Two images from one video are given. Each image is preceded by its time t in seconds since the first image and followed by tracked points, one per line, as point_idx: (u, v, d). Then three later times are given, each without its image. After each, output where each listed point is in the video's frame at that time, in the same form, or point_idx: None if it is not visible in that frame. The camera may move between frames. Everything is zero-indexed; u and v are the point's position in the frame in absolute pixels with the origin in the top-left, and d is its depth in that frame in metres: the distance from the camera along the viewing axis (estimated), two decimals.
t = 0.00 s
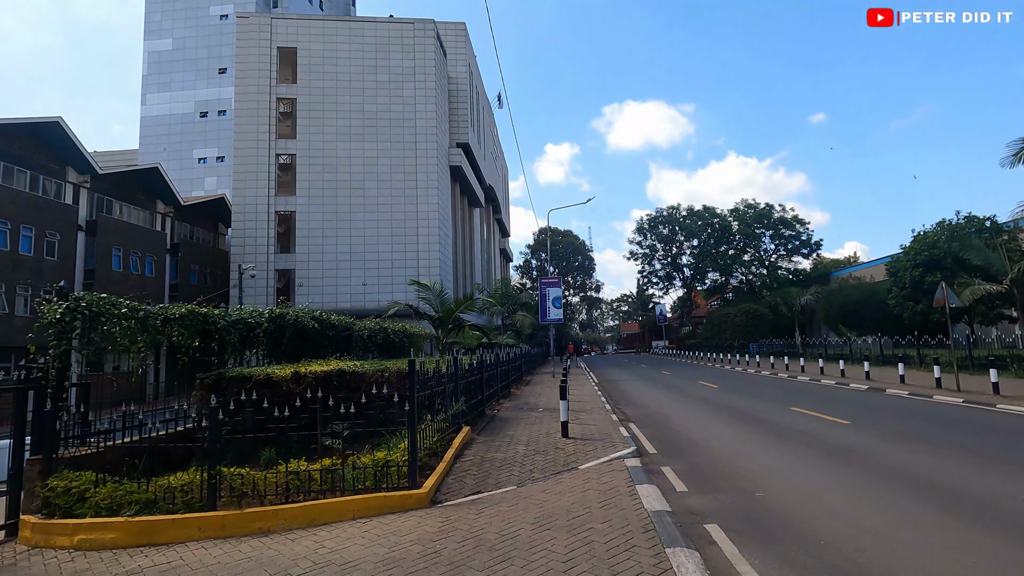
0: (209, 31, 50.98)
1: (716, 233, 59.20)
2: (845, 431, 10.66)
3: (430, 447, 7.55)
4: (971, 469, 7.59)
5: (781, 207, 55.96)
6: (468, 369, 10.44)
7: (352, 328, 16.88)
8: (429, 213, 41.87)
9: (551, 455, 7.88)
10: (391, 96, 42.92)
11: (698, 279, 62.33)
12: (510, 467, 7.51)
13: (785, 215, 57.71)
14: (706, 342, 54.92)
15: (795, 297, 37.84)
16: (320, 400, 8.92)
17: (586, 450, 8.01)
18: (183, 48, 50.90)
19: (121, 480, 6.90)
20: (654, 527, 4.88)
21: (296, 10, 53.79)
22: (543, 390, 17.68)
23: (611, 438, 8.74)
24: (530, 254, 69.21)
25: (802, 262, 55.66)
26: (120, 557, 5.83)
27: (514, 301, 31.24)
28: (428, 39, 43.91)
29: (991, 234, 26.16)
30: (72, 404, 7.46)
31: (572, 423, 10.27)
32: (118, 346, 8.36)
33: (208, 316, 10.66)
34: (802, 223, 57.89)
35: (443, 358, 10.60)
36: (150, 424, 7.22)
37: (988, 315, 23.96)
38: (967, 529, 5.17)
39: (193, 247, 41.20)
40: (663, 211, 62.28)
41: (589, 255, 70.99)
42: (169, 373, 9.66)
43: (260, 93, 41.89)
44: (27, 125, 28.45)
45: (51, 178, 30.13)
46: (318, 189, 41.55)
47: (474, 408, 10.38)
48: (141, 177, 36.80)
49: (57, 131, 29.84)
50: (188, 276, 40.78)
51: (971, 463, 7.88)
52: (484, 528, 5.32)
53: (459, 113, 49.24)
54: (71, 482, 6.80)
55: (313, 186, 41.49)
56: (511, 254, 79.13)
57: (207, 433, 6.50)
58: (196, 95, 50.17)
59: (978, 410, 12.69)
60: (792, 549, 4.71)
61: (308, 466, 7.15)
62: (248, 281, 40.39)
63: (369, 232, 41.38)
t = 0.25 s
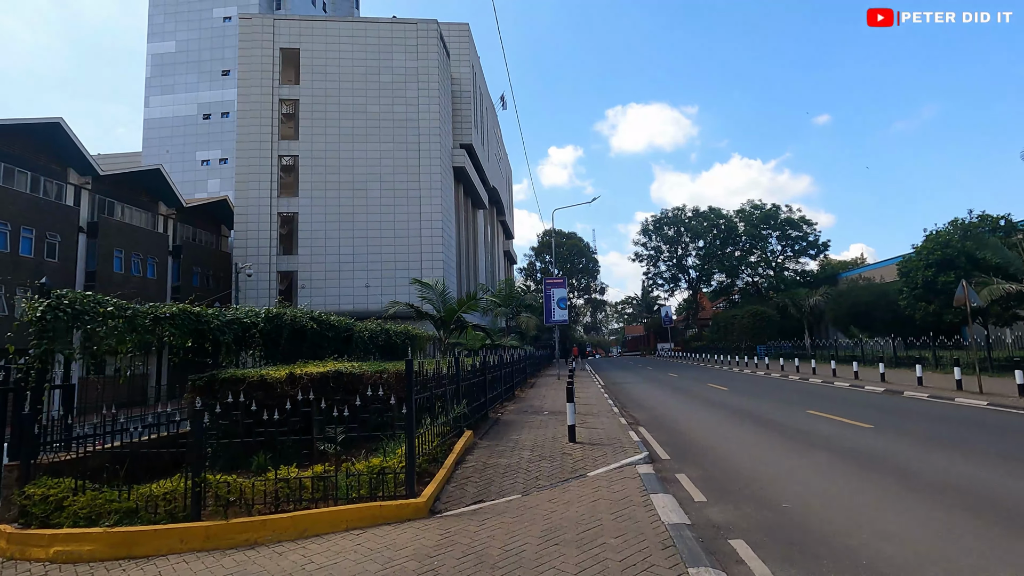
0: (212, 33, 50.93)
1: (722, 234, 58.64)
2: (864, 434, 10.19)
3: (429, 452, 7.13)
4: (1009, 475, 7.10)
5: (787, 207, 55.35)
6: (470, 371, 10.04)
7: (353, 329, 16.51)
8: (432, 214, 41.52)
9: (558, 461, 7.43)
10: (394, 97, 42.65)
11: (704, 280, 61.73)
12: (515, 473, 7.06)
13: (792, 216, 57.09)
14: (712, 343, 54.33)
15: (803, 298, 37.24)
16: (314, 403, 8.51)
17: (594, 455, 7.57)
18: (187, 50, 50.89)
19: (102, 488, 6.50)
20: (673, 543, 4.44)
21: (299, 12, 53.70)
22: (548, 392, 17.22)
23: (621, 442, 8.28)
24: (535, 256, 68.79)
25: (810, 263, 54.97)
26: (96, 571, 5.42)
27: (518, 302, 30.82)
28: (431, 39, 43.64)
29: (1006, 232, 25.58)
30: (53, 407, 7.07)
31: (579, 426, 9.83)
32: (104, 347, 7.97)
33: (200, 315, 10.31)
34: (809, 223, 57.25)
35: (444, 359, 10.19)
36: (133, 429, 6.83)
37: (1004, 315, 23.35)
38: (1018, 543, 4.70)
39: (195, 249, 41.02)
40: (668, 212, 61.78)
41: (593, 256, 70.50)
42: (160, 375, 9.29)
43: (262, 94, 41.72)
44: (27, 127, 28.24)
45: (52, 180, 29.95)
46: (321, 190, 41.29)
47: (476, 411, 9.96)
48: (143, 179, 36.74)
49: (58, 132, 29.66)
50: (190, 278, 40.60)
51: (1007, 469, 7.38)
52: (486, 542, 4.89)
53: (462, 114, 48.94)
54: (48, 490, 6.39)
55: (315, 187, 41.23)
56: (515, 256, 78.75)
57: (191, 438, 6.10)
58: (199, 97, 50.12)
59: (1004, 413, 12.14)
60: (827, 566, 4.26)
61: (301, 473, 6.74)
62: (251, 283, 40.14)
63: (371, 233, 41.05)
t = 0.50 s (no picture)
0: (223, 35, 51.10)
1: (735, 233, 57.84)
2: (898, 440, 9.67)
3: (440, 460, 6.75)
4: None
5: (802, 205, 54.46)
6: (482, 373, 9.67)
7: (362, 331, 16.22)
8: (442, 214, 41.24)
9: (576, 469, 7.03)
10: (404, 96, 42.45)
11: (717, 280, 60.96)
12: (532, 483, 6.67)
13: (806, 214, 56.16)
14: (725, 344, 53.59)
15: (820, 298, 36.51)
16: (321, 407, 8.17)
17: (615, 463, 7.16)
18: (198, 52, 51.11)
19: (98, 497, 6.18)
20: (711, 565, 4.03)
21: (309, 13, 53.76)
22: (561, 395, 16.81)
23: (642, 449, 7.86)
24: (545, 256, 68.35)
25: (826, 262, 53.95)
26: None
27: (529, 302, 30.44)
28: (440, 38, 43.39)
29: None
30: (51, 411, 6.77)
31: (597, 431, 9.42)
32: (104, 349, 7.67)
33: (205, 315, 10.04)
34: (824, 222, 56.29)
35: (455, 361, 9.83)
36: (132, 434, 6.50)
37: None
38: None
39: (206, 250, 41.11)
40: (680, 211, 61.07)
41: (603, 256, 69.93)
42: (163, 377, 9.00)
43: (272, 95, 41.72)
44: (39, 128, 28.32)
45: (64, 181, 30.07)
46: (331, 191, 41.15)
47: (489, 415, 9.59)
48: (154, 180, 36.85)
49: (70, 134, 29.78)
50: (201, 279, 40.70)
51: None
52: (504, 560, 4.51)
53: (472, 113, 48.65)
54: (43, 499, 6.07)
55: (324, 187, 41.12)
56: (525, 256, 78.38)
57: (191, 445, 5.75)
58: (210, 99, 50.32)
59: None
60: None
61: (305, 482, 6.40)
62: (261, 284, 40.12)
63: (381, 233, 40.86)
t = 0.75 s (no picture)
0: (232, 35, 51.16)
1: (747, 230, 57.10)
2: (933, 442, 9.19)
3: (453, 462, 6.40)
4: None
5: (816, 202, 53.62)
6: (495, 371, 9.32)
7: (371, 329, 15.96)
8: (451, 212, 40.95)
9: (597, 472, 6.65)
10: (412, 94, 42.21)
11: (728, 278, 60.22)
12: (549, 487, 6.30)
13: (820, 211, 55.31)
14: (738, 343, 52.88)
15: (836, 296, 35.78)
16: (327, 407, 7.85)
17: (637, 466, 6.78)
18: (207, 52, 51.22)
19: (95, 501, 5.87)
20: None
21: (317, 12, 53.71)
22: (574, 394, 16.43)
23: (664, 451, 7.45)
24: (554, 255, 67.92)
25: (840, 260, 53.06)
26: None
27: (539, 301, 30.07)
28: (449, 35, 43.11)
29: None
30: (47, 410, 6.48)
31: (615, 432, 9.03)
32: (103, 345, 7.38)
33: (209, 312, 9.77)
34: (838, 219, 55.39)
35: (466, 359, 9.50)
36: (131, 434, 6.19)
37: None
38: None
39: (215, 249, 41.11)
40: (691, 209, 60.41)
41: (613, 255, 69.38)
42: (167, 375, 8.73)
43: (281, 94, 41.65)
44: (48, 127, 28.32)
45: (75, 181, 30.11)
46: (339, 189, 40.98)
47: (502, 414, 9.23)
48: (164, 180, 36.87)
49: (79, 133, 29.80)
50: (211, 278, 40.73)
51: None
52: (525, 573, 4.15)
53: (480, 111, 48.33)
54: (38, 502, 5.77)
55: (333, 186, 40.98)
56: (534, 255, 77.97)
57: (191, 446, 5.43)
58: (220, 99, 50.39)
59: None
60: None
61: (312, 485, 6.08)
62: (270, 283, 40.04)
63: (390, 232, 40.64)
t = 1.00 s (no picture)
0: (232, 33, 50.84)
1: (752, 229, 56.62)
2: (957, 446, 8.81)
3: (453, 472, 6.03)
4: None
5: (821, 200, 53.09)
6: (499, 374, 8.96)
7: (372, 329, 15.61)
8: (452, 211, 40.59)
9: (607, 482, 6.30)
10: (414, 92, 41.84)
11: (733, 277, 59.74)
12: (557, 499, 5.93)
13: (825, 209, 54.76)
14: (742, 342, 52.43)
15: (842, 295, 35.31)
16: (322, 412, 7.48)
17: (649, 475, 6.42)
18: (207, 50, 50.92)
19: (74, 514, 5.52)
20: None
21: (318, 10, 53.34)
22: (578, 396, 16.07)
23: (677, 458, 7.08)
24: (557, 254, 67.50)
25: (846, 258, 52.55)
26: None
27: (542, 300, 29.74)
28: (450, 32, 42.69)
29: None
30: (26, 416, 6.13)
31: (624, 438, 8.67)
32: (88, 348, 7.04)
33: (203, 313, 9.43)
34: (844, 217, 54.83)
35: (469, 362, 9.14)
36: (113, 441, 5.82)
37: None
38: None
39: (216, 248, 40.83)
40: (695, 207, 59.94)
41: (616, 254, 68.93)
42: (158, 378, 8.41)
43: (282, 92, 41.33)
44: (46, 125, 28.00)
45: (73, 180, 29.80)
46: (340, 188, 40.66)
47: (506, 418, 8.87)
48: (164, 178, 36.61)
49: (78, 131, 29.50)
50: (211, 277, 40.42)
51: None
52: None
53: (482, 109, 47.94)
54: (13, 516, 5.43)
55: (334, 185, 40.64)
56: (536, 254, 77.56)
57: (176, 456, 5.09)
58: (220, 97, 50.09)
59: None
60: None
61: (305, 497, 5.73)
62: (271, 282, 39.74)
63: (391, 231, 40.29)
